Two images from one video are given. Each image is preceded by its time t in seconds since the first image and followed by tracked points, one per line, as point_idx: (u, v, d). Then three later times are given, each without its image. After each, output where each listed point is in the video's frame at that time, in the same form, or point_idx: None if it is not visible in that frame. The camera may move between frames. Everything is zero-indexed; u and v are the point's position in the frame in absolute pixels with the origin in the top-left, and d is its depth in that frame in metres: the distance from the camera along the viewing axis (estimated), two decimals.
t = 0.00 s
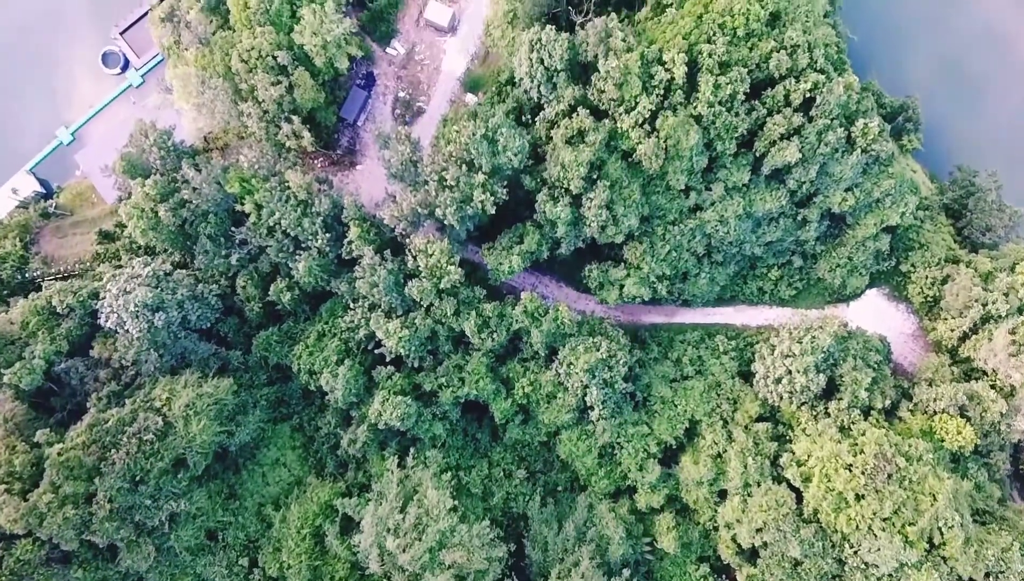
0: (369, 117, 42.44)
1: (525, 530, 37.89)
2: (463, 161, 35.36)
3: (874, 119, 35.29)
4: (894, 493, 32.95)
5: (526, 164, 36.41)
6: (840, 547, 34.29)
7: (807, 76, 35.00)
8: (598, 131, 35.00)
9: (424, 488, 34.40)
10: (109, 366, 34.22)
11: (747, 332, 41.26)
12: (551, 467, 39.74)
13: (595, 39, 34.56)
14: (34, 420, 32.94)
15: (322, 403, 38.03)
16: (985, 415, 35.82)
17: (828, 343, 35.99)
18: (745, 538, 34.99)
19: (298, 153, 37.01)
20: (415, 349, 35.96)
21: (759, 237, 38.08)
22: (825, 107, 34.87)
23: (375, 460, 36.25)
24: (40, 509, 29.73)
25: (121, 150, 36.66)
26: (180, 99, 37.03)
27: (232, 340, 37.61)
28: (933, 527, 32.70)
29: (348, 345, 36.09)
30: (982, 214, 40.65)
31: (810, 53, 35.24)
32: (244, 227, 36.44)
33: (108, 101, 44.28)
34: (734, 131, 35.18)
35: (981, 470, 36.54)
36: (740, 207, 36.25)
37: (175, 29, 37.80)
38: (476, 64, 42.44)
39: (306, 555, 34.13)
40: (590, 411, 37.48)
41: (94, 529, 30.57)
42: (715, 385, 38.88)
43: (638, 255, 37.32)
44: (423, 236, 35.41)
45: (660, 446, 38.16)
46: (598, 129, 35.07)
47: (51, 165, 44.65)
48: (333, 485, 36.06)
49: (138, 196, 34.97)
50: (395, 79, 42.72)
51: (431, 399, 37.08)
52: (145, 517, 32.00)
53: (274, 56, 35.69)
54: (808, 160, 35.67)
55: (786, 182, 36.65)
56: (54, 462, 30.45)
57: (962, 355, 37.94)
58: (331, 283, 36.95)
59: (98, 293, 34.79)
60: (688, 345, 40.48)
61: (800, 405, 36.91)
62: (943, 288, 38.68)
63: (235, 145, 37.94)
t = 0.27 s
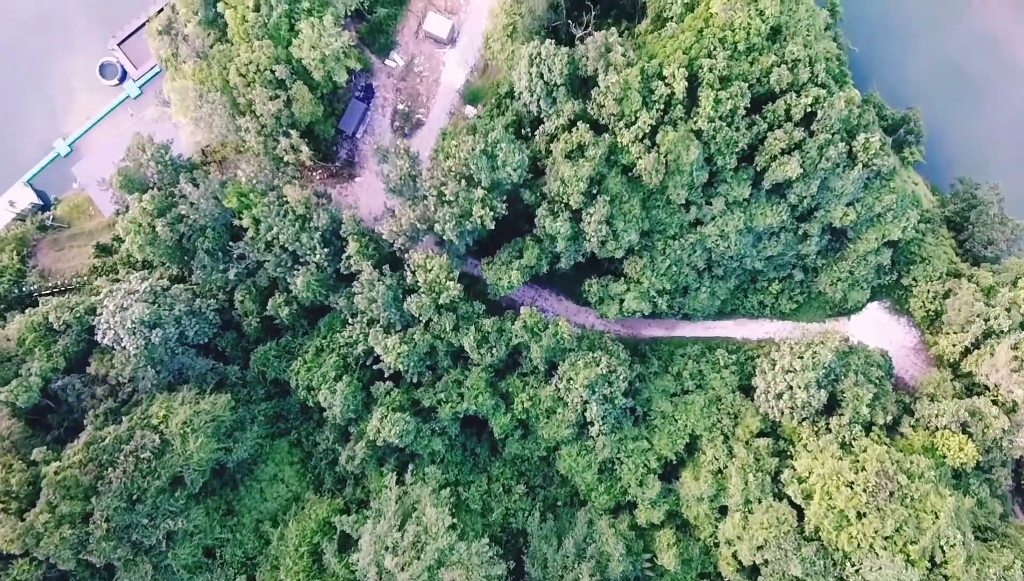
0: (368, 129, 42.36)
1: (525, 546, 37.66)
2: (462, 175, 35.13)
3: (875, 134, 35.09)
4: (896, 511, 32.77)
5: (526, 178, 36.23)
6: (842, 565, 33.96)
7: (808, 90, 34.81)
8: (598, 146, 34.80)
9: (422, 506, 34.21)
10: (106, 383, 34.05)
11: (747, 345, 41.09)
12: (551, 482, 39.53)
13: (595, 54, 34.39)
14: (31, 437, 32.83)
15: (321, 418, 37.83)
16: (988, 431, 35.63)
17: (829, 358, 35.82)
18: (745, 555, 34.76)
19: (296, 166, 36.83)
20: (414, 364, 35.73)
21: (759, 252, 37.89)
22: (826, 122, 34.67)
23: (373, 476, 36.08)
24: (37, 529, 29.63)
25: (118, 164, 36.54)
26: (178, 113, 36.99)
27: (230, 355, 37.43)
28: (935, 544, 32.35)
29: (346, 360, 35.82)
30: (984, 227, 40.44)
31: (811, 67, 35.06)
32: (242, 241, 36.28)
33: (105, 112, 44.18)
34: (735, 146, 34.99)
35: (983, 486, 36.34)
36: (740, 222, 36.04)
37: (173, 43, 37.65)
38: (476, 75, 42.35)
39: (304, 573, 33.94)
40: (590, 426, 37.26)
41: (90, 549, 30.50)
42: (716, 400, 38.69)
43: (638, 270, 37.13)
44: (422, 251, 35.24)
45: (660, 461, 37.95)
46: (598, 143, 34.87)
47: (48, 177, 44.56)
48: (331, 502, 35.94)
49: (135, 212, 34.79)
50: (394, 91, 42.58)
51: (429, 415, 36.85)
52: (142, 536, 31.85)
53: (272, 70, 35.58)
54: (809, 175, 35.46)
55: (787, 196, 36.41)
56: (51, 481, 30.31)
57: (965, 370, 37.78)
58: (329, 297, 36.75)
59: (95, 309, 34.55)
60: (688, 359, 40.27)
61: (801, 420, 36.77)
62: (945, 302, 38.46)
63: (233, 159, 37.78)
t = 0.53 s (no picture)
0: (367, 140, 42.23)
1: (524, 560, 37.45)
2: (461, 189, 34.91)
3: (877, 146, 34.91)
4: (898, 527, 32.48)
5: (525, 191, 36.09)
6: None
7: (809, 103, 34.65)
8: (598, 159, 34.61)
9: (421, 521, 34.02)
10: (103, 399, 33.90)
11: (748, 357, 40.92)
12: (550, 495, 39.35)
13: (595, 67, 34.23)
14: (28, 453, 32.71)
15: (319, 431, 37.64)
16: (990, 445, 35.39)
17: (831, 373, 35.64)
18: (746, 571, 34.50)
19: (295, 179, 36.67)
20: (413, 378, 35.56)
21: (760, 264, 37.75)
22: (827, 135, 34.50)
23: (372, 490, 35.92)
24: (34, 547, 29.48)
25: (116, 177, 36.36)
26: (174, 125, 36.40)
27: (228, 368, 37.24)
28: (937, 561, 32.15)
29: (345, 374, 35.67)
30: (986, 239, 40.22)
31: (812, 80, 34.90)
32: (240, 254, 36.14)
33: (103, 122, 43.99)
34: (736, 159, 34.78)
35: (984, 500, 36.18)
36: (741, 235, 35.83)
37: (172, 55, 37.54)
38: (475, 86, 42.20)
39: None
40: (589, 440, 37.07)
41: (87, 567, 30.29)
42: (716, 413, 38.50)
43: (638, 283, 36.94)
44: (421, 265, 35.09)
45: (660, 475, 37.77)
46: (598, 156, 34.70)
47: (46, 188, 44.46)
48: (330, 516, 35.78)
49: (132, 225, 34.59)
50: (393, 102, 42.41)
51: (428, 428, 36.66)
52: (139, 553, 31.60)
53: (270, 82, 35.42)
54: (810, 189, 35.26)
55: (788, 209, 36.20)
56: (48, 498, 30.18)
57: (966, 383, 37.61)
58: (328, 310, 36.56)
59: (93, 322, 34.45)
60: (689, 371, 40.06)
61: (801, 434, 36.63)
62: (947, 314, 38.25)
63: (232, 171, 37.64)
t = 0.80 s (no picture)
0: (366, 152, 42.04)
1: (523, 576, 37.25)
2: (461, 204, 34.73)
3: (878, 160, 34.70)
4: (899, 544, 32.14)
5: (525, 206, 35.91)
6: None
7: (809, 117, 34.48)
8: (598, 173, 34.42)
9: (420, 538, 33.82)
10: (100, 415, 33.72)
11: (749, 370, 40.70)
12: (550, 509, 39.14)
13: (595, 81, 34.07)
14: (25, 470, 32.56)
15: (317, 446, 37.42)
16: (991, 461, 35.21)
17: (832, 388, 35.41)
18: None
19: (293, 193, 36.40)
20: (411, 394, 35.39)
21: (760, 278, 37.63)
22: (828, 148, 34.31)
23: (370, 506, 35.74)
24: (30, 566, 29.28)
25: (114, 191, 36.23)
26: (171, 138, 35.79)
27: (226, 382, 37.09)
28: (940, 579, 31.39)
29: (343, 390, 35.49)
30: (987, 251, 40.16)
31: (813, 94, 34.72)
32: (238, 268, 35.99)
33: (100, 133, 43.86)
34: (736, 173, 34.60)
35: (986, 515, 35.93)
36: (742, 249, 35.64)
37: (170, 67, 37.41)
38: (474, 97, 42.09)
39: None
40: (589, 455, 36.88)
41: None
42: (717, 427, 38.23)
43: (638, 297, 36.69)
44: (419, 279, 34.91)
45: (660, 490, 37.58)
46: (598, 170, 34.52)
47: (43, 199, 44.29)
48: (328, 532, 35.55)
49: (130, 240, 34.41)
50: (392, 114, 42.23)
51: (427, 443, 36.47)
52: (137, 571, 31.27)
53: (269, 96, 35.29)
54: (811, 203, 35.05)
55: (789, 223, 36.00)
56: (44, 517, 30.00)
57: (968, 397, 37.40)
58: (326, 324, 36.40)
59: (90, 338, 34.35)
60: (689, 385, 39.79)
61: (803, 449, 36.43)
62: (948, 328, 38.02)
63: (230, 184, 37.50)
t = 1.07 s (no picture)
0: (365, 163, 41.85)
1: None
2: (460, 218, 34.54)
3: (880, 175, 34.51)
4: (901, 562, 31.99)
5: (524, 220, 35.72)
6: None
7: (810, 131, 34.33)
8: (598, 187, 34.24)
9: (419, 555, 33.63)
10: (97, 431, 33.59)
11: (749, 383, 40.41)
12: (549, 524, 38.94)
13: (595, 95, 33.91)
14: (21, 488, 32.44)
15: (316, 461, 37.21)
16: (993, 476, 35.03)
17: (834, 404, 35.17)
18: None
19: (290, 207, 36.11)
20: (410, 409, 35.20)
21: (761, 292, 37.49)
22: (829, 163, 34.16)
23: (369, 522, 35.54)
24: None
25: (111, 204, 36.03)
26: (169, 151, 35.81)
27: (224, 397, 36.94)
28: None
29: (342, 405, 35.30)
30: (989, 264, 40.04)
31: (814, 107, 34.54)
32: (236, 283, 35.78)
33: (98, 144, 43.66)
34: (737, 188, 34.40)
35: (988, 531, 35.69)
36: (742, 263, 35.46)
37: (167, 80, 37.22)
38: (473, 109, 41.90)
39: None
40: (589, 470, 36.67)
41: None
42: (718, 441, 37.96)
43: (638, 311, 36.49)
44: (418, 294, 34.65)
45: (660, 505, 37.39)
46: (598, 184, 34.32)
47: (40, 210, 44.06)
48: (326, 548, 35.33)
49: (127, 254, 34.19)
50: (391, 125, 42.05)
51: (426, 459, 36.27)
52: None
53: (267, 110, 35.06)
54: (812, 217, 34.86)
55: (790, 237, 35.81)
56: (41, 536, 29.73)
57: (970, 411, 37.24)
58: (324, 339, 36.22)
59: (87, 353, 34.17)
60: (690, 399, 39.51)
61: (804, 464, 36.16)
62: (950, 342, 37.81)
63: (228, 197, 37.34)
